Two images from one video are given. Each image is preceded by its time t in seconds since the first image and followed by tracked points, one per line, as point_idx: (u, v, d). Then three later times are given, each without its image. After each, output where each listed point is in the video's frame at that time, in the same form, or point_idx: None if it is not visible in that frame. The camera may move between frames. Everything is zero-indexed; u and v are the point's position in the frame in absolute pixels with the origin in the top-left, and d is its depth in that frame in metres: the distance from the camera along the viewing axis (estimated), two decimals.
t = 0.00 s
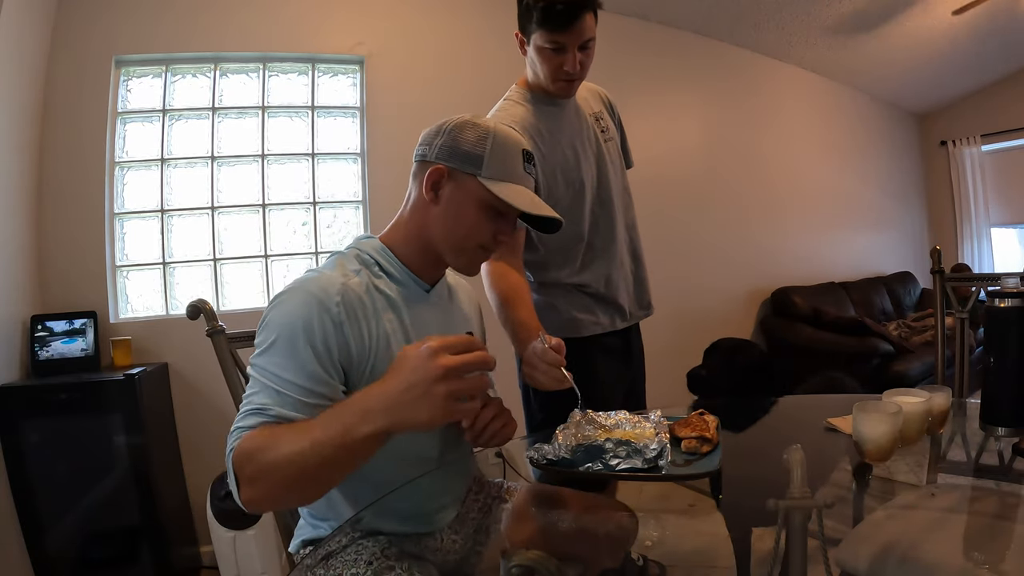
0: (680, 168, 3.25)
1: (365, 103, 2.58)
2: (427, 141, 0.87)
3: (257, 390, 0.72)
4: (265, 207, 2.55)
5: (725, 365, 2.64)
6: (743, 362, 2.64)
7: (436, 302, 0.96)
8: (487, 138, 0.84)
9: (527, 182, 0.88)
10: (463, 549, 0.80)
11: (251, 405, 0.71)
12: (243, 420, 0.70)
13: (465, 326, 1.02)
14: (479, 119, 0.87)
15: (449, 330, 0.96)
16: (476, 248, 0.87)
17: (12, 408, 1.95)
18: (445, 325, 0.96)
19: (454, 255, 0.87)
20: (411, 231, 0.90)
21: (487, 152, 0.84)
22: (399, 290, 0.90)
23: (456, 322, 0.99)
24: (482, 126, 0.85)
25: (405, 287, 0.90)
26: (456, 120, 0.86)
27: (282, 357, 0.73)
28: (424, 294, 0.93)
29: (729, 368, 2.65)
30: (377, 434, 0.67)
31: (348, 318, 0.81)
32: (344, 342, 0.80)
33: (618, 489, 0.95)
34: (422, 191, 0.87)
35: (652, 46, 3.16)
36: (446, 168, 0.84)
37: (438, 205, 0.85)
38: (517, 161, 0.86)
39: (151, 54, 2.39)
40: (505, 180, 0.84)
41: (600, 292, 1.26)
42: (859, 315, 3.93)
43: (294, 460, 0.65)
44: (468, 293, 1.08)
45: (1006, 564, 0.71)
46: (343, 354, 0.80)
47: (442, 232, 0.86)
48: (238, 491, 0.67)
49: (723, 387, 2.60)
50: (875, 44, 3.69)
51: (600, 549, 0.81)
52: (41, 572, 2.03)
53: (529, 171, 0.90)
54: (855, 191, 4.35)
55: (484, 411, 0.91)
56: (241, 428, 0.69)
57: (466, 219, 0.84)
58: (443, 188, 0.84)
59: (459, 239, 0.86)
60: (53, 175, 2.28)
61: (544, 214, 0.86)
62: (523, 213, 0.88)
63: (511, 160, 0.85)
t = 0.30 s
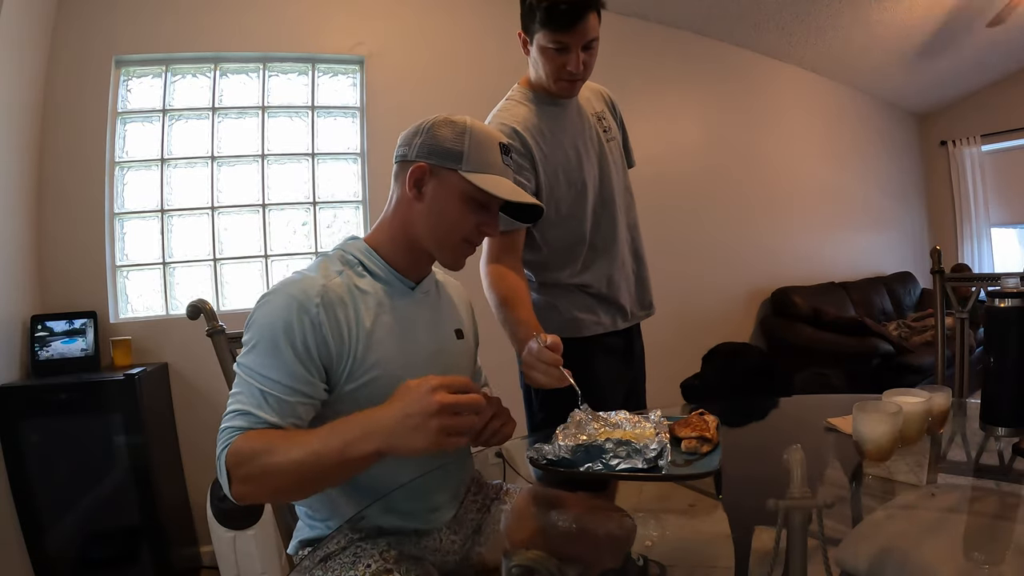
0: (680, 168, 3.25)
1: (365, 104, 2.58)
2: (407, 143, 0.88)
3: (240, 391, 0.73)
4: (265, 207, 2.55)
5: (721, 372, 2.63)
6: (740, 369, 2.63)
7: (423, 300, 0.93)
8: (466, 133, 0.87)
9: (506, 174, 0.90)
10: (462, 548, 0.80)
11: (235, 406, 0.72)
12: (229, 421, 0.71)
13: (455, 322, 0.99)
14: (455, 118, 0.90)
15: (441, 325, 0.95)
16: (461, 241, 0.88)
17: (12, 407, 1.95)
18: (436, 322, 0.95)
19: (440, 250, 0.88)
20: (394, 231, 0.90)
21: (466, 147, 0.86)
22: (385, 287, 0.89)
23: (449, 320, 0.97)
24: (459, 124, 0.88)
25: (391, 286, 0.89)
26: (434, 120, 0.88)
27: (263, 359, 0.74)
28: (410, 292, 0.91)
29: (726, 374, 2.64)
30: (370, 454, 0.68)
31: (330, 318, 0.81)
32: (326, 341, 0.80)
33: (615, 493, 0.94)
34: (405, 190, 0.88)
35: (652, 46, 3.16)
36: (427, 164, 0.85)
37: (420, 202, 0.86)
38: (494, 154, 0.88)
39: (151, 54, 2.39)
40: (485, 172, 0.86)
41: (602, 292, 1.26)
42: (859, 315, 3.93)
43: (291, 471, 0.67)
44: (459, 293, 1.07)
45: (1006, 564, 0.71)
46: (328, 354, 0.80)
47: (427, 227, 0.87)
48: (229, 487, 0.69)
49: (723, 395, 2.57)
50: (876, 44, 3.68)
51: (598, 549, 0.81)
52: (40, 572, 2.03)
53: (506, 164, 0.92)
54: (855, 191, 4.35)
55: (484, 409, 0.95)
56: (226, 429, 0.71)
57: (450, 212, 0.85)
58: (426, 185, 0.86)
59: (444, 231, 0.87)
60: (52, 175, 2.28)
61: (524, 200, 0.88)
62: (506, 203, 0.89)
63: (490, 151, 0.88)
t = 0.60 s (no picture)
0: (680, 168, 3.25)
1: (365, 104, 2.58)
2: (410, 144, 0.88)
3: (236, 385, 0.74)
4: (265, 207, 2.55)
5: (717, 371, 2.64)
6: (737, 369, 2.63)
7: (424, 300, 0.93)
8: (469, 134, 0.87)
9: (508, 174, 0.90)
10: (462, 548, 0.80)
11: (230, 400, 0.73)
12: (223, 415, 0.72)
13: (457, 323, 0.98)
14: (458, 119, 0.90)
15: (441, 327, 0.94)
16: (463, 240, 0.88)
17: (11, 408, 1.95)
18: (437, 322, 0.94)
19: (443, 249, 0.88)
20: (396, 232, 0.90)
21: (469, 147, 0.86)
22: (384, 286, 0.88)
23: (451, 322, 0.97)
24: (461, 124, 0.88)
25: (392, 286, 0.89)
26: (437, 121, 0.88)
27: (260, 355, 0.74)
28: (410, 292, 0.91)
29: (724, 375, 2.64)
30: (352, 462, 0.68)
31: (329, 315, 0.81)
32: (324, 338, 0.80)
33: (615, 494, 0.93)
34: (408, 190, 0.88)
35: (651, 46, 3.16)
36: (431, 165, 0.85)
37: (424, 201, 0.87)
38: (497, 154, 0.89)
39: (151, 54, 2.39)
40: (488, 171, 0.87)
41: (601, 293, 1.26)
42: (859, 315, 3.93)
43: (276, 469, 0.67)
44: (461, 293, 1.06)
45: (1006, 564, 0.71)
46: (326, 352, 0.81)
47: (430, 226, 0.87)
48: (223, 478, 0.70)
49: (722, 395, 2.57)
50: (876, 44, 3.68)
51: (596, 550, 0.81)
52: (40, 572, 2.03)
53: (509, 165, 0.92)
54: (855, 191, 4.35)
55: (476, 415, 0.91)
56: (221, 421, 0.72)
57: (453, 211, 0.85)
58: (430, 185, 0.86)
59: (447, 231, 0.87)
60: (52, 174, 2.28)
61: (527, 198, 0.88)
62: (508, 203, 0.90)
63: (493, 151, 0.88)
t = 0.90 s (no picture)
0: (680, 168, 3.25)
1: (365, 104, 2.58)
2: (421, 146, 0.89)
3: (248, 379, 0.74)
4: (265, 207, 2.55)
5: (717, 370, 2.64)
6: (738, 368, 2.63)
7: (433, 299, 0.93)
8: (479, 137, 0.87)
9: (517, 176, 0.90)
10: (462, 549, 0.81)
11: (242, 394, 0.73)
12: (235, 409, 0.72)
13: (464, 323, 0.99)
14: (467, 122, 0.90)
15: (449, 328, 0.94)
16: (474, 241, 0.88)
17: (11, 408, 1.95)
18: (446, 322, 0.94)
19: (452, 250, 0.88)
20: (407, 232, 0.90)
21: (478, 149, 0.86)
22: (395, 285, 0.88)
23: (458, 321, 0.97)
24: (471, 127, 0.88)
25: (404, 285, 0.90)
26: (448, 124, 0.88)
27: (274, 350, 0.74)
28: (420, 292, 0.91)
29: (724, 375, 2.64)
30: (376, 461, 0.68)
31: (341, 312, 0.81)
32: (336, 334, 0.80)
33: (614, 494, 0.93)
34: (419, 191, 0.88)
35: (651, 46, 3.16)
36: (442, 167, 0.85)
37: (434, 203, 0.87)
38: (506, 156, 0.88)
39: (151, 54, 2.39)
40: (498, 173, 0.86)
41: (601, 293, 1.26)
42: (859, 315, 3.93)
43: (294, 467, 0.67)
44: (466, 292, 1.06)
45: (1006, 564, 0.71)
46: (338, 348, 0.81)
47: (440, 228, 0.87)
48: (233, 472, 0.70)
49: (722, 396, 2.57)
50: (876, 44, 3.68)
51: (597, 550, 0.81)
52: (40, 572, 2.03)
53: (517, 167, 0.92)
54: (855, 191, 4.35)
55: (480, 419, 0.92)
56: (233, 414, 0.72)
57: (463, 213, 0.85)
58: (440, 186, 0.86)
59: (457, 232, 0.87)
60: (52, 173, 2.28)
61: (536, 200, 0.88)
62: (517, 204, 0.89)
63: (501, 153, 0.88)
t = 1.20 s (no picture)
0: (680, 168, 3.25)
1: (365, 104, 2.58)
2: (429, 147, 0.88)
3: (259, 380, 0.74)
4: (265, 207, 2.55)
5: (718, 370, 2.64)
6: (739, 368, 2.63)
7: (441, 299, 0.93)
8: (487, 138, 0.87)
9: (524, 177, 0.90)
10: (463, 549, 0.80)
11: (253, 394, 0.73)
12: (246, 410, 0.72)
13: (470, 323, 0.98)
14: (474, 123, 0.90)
15: (457, 326, 0.94)
16: (481, 242, 0.88)
17: (12, 408, 1.95)
18: (454, 321, 0.94)
19: (460, 251, 0.88)
20: (415, 232, 0.90)
21: (486, 150, 0.86)
22: (403, 285, 0.88)
23: (465, 320, 0.97)
24: (478, 128, 0.88)
25: (412, 285, 0.90)
26: (455, 125, 0.88)
27: (285, 350, 0.74)
28: (429, 291, 0.91)
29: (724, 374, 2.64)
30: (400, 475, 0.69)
31: (351, 311, 0.81)
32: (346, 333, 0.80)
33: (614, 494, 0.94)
34: (427, 192, 0.88)
35: (651, 46, 3.16)
36: (449, 168, 0.85)
37: (443, 204, 0.86)
38: (513, 157, 0.88)
39: (151, 54, 2.39)
40: (505, 174, 0.86)
41: (601, 294, 1.26)
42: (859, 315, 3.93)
43: (316, 474, 0.68)
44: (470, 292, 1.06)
45: (1007, 564, 0.71)
46: (348, 348, 0.81)
47: (448, 228, 0.87)
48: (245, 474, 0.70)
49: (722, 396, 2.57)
50: (876, 44, 3.68)
51: (598, 550, 0.81)
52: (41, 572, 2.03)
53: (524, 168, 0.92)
54: (856, 191, 4.35)
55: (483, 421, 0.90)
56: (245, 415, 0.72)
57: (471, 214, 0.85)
58: (448, 187, 0.86)
59: (465, 233, 0.86)
60: (52, 173, 2.28)
61: (544, 201, 0.88)
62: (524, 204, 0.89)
63: (509, 153, 0.88)
